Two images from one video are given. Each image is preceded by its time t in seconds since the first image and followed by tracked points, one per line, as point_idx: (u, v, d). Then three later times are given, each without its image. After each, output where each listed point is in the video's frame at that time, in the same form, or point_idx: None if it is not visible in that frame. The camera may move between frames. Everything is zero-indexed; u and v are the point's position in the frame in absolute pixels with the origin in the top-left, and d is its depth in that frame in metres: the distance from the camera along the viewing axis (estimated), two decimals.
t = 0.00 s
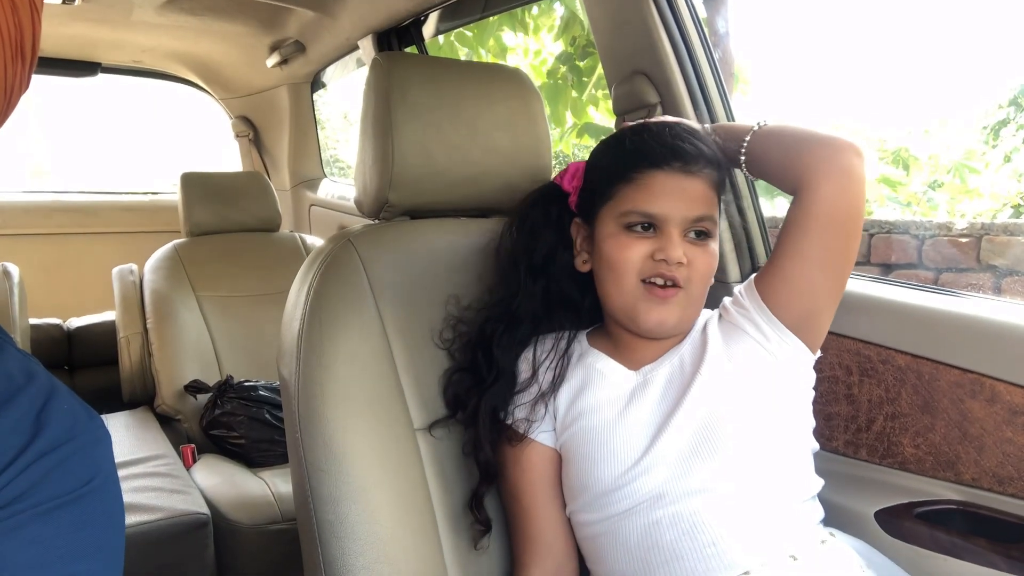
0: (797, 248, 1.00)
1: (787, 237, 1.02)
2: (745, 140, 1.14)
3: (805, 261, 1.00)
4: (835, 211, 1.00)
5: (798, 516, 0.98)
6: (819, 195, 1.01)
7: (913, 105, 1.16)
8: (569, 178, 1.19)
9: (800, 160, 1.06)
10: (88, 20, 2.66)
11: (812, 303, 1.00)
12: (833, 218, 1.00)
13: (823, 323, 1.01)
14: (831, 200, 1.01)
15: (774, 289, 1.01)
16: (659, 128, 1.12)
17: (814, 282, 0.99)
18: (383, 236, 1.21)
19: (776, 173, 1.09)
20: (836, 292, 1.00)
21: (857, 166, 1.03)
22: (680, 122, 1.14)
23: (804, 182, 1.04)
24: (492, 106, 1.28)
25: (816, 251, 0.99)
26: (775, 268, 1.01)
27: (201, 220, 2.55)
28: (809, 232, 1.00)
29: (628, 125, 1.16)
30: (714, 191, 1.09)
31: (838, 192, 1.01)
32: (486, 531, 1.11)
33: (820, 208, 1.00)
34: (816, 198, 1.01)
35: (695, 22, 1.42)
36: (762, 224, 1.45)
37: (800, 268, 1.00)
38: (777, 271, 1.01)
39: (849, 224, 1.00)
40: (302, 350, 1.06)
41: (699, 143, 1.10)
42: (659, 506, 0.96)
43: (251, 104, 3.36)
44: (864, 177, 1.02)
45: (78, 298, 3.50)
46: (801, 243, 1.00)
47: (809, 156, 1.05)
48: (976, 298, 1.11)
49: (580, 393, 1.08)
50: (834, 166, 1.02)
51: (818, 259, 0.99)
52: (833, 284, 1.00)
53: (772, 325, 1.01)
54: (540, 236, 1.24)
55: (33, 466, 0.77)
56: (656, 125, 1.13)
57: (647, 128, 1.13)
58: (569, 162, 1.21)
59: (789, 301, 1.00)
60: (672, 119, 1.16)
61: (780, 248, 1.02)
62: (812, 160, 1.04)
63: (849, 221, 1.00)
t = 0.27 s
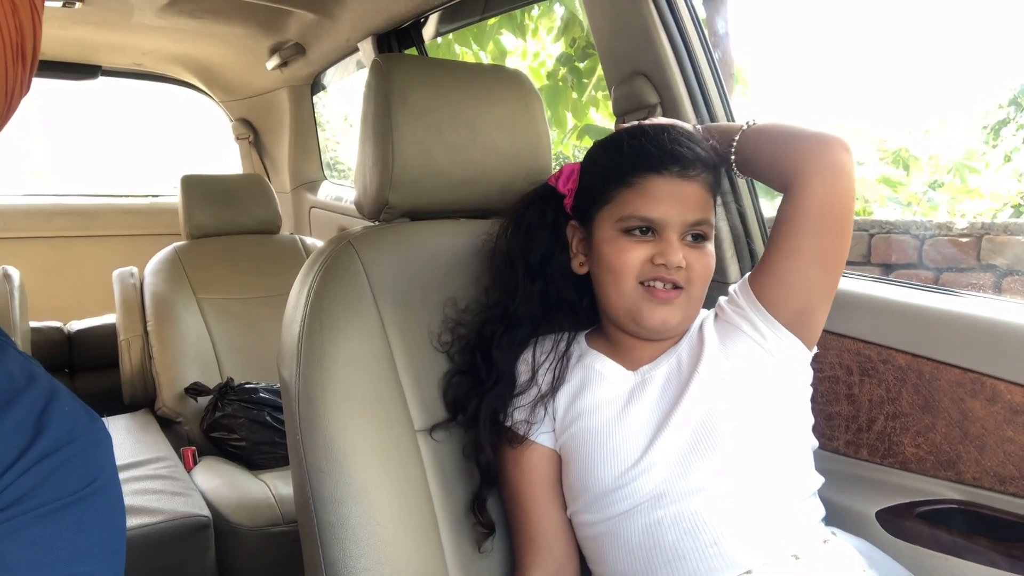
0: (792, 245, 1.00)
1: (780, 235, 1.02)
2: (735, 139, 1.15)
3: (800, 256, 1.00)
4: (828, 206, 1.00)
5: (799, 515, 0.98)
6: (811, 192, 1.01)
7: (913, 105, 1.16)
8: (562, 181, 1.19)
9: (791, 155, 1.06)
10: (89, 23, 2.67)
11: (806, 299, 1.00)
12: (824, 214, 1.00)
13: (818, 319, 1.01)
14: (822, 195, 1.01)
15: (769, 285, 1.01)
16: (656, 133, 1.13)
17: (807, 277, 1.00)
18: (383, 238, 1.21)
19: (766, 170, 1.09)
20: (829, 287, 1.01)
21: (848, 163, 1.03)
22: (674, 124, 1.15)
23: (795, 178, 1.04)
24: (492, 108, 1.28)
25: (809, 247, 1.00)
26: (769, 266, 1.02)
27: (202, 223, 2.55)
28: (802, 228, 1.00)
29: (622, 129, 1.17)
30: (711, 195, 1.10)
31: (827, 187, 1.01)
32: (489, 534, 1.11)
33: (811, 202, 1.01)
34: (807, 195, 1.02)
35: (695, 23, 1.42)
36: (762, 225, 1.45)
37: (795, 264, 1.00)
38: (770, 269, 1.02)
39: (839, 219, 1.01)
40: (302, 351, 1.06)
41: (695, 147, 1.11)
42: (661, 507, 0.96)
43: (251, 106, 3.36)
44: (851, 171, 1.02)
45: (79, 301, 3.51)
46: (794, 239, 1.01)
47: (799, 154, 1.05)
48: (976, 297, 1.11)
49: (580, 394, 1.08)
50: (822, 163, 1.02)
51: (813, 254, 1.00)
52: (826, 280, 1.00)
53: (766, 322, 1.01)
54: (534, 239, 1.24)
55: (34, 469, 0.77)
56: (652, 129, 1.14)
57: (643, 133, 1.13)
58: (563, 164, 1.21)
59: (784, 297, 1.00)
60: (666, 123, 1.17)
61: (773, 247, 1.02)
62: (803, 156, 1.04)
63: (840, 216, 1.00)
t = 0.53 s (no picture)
0: (785, 245, 1.00)
1: (772, 236, 1.01)
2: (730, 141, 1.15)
3: (793, 256, 0.99)
4: (820, 205, 1.00)
5: (803, 513, 0.98)
6: (801, 193, 1.01)
7: (915, 104, 1.16)
8: (563, 183, 1.19)
9: (782, 158, 1.05)
10: (91, 24, 2.67)
11: (802, 299, 0.99)
12: (816, 215, 1.00)
13: (817, 319, 1.00)
14: (812, 196, 1.00)
15: (763, 285, 1.01)
16: (653, 131, 1.12)
17: (801, 278, 0.99)
18: (385, 238, 1.21)
19: (758, 172, 1.09)
20: (826, 287, 0.99)
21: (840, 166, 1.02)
22: (673, 123, 1.15)
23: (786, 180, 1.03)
24: (493, 107, 1.28)
25: (802, 247, 0.99)
26: (762, 267, 1.01)
27: (204, 223, 2.55)
28: (794, 228, 1.00)
29: (621, 129, 1.17)
30: (709, 193, 1.09)
31: (816, 188, 1.01)
32: (492, 534, 1.11)
33: (801, 203, 1.00)
34: (799, 195, 1.01)
35: (696, 21, 1.41)
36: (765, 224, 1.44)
37: (788, 263, 0.99)
38: (763, 270, 1.01)
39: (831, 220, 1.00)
40: (304, 353, 1.06)
41: (691, 145, 1.11)
42: (664, 506, 0.96)
43: (254, 107, 3.36)
44: (839, 172, 1.01)
45: (82, 301, 3.51)
46: (787, 240, 1.00)
47: (790, 156, 1.04)
48: (979, 297, 1.11)
49: (582, 393, 1.08)
50: (814, 162, 1.02)
51: (806, 254, 0.99)
52: (821, 280, 0.99)
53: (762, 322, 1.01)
54: (535, 242, 1.24)
55: (35, 471, 0.77)
56: (649, 127, 1.14)
57: (640, 132, 1.13)
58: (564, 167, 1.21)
59: (778, 298, 0.99)
60: (664, 123, 1.17)
61: (766, 248, 1.02)
62: (792, 158, 1.04)
63: (832, 216, 0.99)
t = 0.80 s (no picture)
0: (762, 248, 1.00)
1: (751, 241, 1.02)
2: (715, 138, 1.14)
3: (770, 259, 0.99)
4: (784, 204, 1.00)
5: (801, 510, 0.98)
6: (772, 196, 1.01)
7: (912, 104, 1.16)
8: (562, 190, 1.21)
9: (753, 160, 1.05)
10: (88, 24, 2.67)
11: (783, 299, 0.99)
12: (789, 216, 0.99)
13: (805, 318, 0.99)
14: (782, 198, 1.00)
15: (747, 287, 1.01)
16: (640, 131, 1.14)
17: (781, 280, 0.99)
18: (384, 237, 1.21)
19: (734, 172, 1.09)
20: (811, 285, 0.99)
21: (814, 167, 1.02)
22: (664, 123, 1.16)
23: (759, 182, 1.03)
24: (491, 107, 1.28)
25: (778, 249, 0.99)
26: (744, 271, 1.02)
27: (202, 223, 2.55)
28: (769, 230, 1.00)
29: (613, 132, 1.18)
30: (700, 190, 1.10)
31: (785, 190, 1.00)
32: (485, 527, 1.10)
33: (771, 205, 1.00)
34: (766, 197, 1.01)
35: (693, 22, 1.42)
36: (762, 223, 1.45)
37: (765, 266, 0.99)
38: (745, 274, 1.01)
39: (806, 220, 0.99)
40: (302, 351, 1.06)
41: (680, 144, 1.12)
42: (660, 502, 0.96)
43: (251, 107, 3.36)
44: (808, 172, 1.01)
45: (80, 302, 3.51)
46: (764, 243, 1.00)
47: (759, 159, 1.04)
48: (976, 296, 1.11)
49: (579, 389, 1.08)
50: (779, 163, 1.02)
51: (778, 253, 0.99)
52: (804, 279, 0.98)
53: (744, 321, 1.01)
54: (535, 241, 1.25)
55: (33, 470, 0.77)
56: (637, 128, 1.15)
57: (628, 133, 1.15)
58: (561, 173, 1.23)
59: (758, 299, 1.00)
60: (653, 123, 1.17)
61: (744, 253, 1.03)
62: (762, 161, 1.04)
63: (806, 216, 0.99)
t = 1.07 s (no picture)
0: (750, 248, 1.00)
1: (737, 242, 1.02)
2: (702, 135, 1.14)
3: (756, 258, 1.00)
4: (756, 205, 1.01)
5: (803, 507, 0.98)
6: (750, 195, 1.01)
7: (916, 102, 1.16)
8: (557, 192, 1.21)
9: (729, 160, 1.06)
10: (91, 22, 2.67)
11: (772, 294, 0.99)
12: (768, 214, 1.00)
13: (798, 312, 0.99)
14: (761, 197, 1.01)
15: (738, 286, 1.02)
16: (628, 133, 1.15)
17: (770, 278, 0.99)
18: (386, 235, 1.21)
19: (716, 167, 1.09)
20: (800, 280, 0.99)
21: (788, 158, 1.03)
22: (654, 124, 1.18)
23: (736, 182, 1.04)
24: (494, 105, 1.28)
25: (764, 247, 0.99)
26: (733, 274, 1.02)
27: (205, 221, 2.55)
28: (752, 229, 1.01)
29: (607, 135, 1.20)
30: (693, 186, 1.11)
31: (760, 189, 1.01)
32: (489, 524, 1.10)
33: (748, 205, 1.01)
34: (743, 198, 1.02)
35: (696, 20, 1.42)
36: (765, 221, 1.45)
37: (749, 265, 1.00)
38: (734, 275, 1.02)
39: (786, 216, 1.00)
40: (304, 349, 1.06)
41: (669, 142, 1.13)
42: (662, 500, 0.96)
43: (254, 105, 3.36)
44: (777, 169, 1.02)
45: (83, 299, 3.51)
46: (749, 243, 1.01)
47: (733, 159, 1.05)
48: (980, 295, 1.11)
49: (580, 387, 1.08)
50: (750, 164, 1.03)
51: (760, 252, 0.99)
52: (792, 274, 0.98)
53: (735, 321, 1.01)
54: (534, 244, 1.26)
55: (36, 468, 0.77)
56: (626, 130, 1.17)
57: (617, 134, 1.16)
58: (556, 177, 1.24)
59: (747, 297, 1.01)
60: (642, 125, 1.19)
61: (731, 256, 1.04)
62: (738, 160, 1.05)
63: (785, 213, 1.00)
